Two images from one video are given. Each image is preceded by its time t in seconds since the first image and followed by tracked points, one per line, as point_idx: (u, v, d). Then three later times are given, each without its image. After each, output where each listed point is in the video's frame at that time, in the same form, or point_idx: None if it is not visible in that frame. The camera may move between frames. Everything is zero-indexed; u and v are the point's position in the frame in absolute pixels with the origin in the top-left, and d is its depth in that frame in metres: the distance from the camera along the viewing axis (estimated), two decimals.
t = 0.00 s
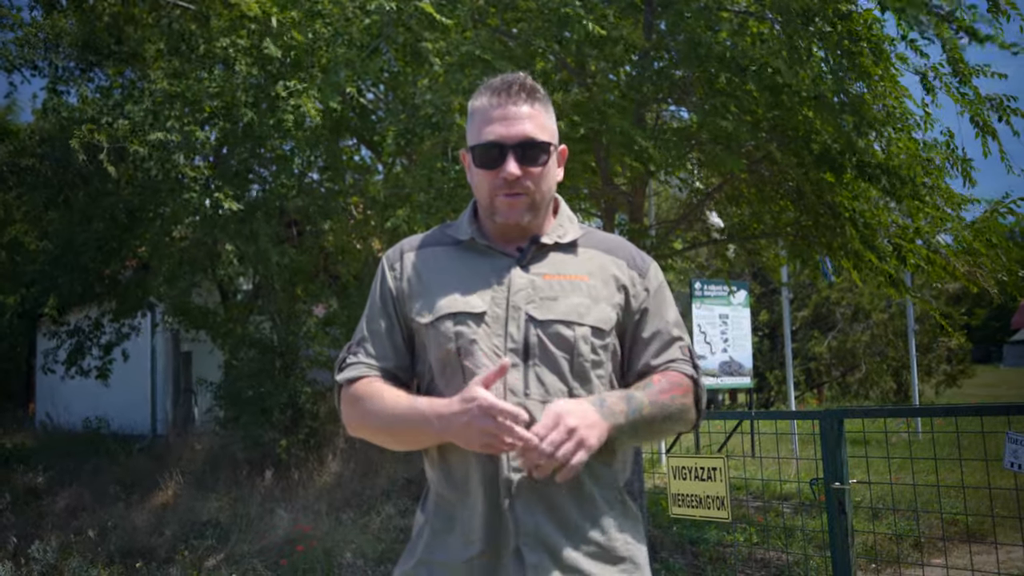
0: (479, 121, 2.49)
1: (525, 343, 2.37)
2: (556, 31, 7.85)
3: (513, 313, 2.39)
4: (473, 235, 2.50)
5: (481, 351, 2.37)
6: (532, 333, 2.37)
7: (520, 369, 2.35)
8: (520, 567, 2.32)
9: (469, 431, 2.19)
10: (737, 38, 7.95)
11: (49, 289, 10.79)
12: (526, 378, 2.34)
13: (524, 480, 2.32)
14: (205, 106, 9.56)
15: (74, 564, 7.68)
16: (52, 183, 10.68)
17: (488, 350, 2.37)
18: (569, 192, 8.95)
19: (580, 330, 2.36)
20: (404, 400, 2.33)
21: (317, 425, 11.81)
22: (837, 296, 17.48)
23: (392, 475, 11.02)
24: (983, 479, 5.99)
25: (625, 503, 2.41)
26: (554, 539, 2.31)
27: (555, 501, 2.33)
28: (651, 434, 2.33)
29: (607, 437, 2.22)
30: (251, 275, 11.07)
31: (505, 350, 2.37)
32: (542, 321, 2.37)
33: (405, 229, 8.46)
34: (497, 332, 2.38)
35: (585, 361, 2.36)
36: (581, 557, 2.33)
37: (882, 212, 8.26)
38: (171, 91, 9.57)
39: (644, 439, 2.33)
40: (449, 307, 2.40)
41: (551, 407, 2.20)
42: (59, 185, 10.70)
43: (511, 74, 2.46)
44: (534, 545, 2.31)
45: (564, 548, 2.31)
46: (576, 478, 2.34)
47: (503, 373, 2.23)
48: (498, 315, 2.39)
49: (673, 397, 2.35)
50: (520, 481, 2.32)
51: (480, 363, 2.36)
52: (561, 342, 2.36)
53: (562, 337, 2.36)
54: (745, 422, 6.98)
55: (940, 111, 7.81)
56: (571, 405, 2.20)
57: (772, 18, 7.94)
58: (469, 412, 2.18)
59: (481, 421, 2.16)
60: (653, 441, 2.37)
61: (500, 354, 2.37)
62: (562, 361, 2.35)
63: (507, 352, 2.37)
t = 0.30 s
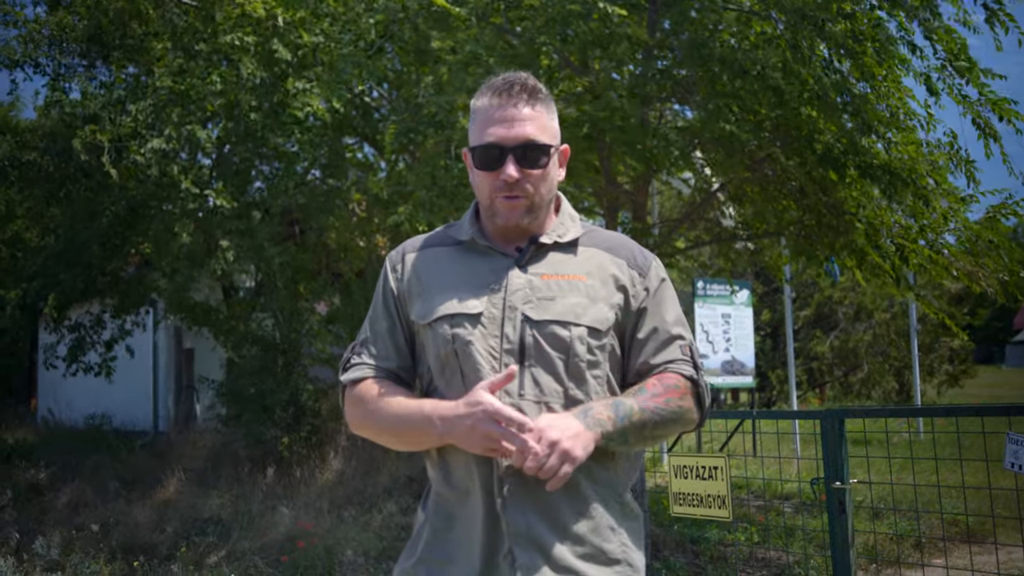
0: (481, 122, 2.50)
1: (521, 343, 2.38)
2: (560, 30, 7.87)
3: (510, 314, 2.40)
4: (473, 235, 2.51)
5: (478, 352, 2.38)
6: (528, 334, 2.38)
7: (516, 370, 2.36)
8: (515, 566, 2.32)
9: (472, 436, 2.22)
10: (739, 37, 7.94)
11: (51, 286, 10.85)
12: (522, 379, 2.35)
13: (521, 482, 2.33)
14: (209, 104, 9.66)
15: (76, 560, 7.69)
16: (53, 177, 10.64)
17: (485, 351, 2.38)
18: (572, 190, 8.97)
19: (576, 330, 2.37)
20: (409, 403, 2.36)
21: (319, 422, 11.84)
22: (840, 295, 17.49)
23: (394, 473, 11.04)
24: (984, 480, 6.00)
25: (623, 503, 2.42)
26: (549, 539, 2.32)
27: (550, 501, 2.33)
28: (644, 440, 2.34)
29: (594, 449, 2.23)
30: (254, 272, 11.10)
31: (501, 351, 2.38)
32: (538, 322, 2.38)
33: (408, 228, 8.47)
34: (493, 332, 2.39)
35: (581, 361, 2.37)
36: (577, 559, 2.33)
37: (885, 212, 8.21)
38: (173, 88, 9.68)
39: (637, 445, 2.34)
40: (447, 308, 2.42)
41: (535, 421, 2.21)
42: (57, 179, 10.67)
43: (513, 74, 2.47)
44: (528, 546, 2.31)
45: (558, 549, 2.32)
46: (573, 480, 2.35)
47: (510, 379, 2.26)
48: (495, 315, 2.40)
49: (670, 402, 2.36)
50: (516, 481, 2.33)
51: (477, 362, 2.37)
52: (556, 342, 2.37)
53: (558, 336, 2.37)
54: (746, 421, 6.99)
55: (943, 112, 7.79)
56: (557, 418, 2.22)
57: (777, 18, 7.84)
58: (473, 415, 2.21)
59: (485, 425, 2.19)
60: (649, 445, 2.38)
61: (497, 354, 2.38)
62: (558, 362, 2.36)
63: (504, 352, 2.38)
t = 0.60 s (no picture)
0: (478, 123, 2.51)
1: (514, 344, 2.39)
2: (560, 31, 7.88)
3: (503, 315, 2.41)
4: (470, 237, 2.52)
5: (471, 353, 2.39)
6: (521, 334, 2.39)
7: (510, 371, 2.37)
8: (506, 564, 2.33)
9: (464, 435, 2.23)
10: (739, 39, 7.94)
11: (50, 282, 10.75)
12: (515, 379, 2.36)
13: (513, 480, 2.34)
14: (207, 102, 9.68)
15: (71, 557, 7.67)
16: (51, 174, 10.44)
17: (479, 351, 2.39)
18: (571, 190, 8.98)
19: (569, 330, 2.38)
20: (403, 403, 2.38)
21: (316, 420, 11.76)
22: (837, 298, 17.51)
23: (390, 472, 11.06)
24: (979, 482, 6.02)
25: (615, 502, 2.43)
26: (539, 537, 2.32)
27: (541, 500, 2.34)
28: (637, 441, 2.35)
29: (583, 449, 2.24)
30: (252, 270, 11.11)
31: (495, 352, 2.39)
32: (531, 322, 2.39)
33: (407, 227, 8.49)
34: (487, 333, 2.40)
35: (574, 362, 2.38)
36: (569, 559, 2.32)
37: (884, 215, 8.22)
38: (173, 84, 9.65)
39: (629, 446, 2.34)
40: (442, 309, 2.43)
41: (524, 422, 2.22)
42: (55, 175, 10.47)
43: (509, 75, 2.47)
44: (519, 545, 2.32)
45: (549, 549, 2.32)
46: (565, 480, 2.36)
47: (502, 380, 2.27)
48: (488, 316, 2.41)
49: (664, 402, 2.37)
50: (508, 480, 2.34)
51: (471, 363, 2.38)
52: (549, 343, 2.37)
53: (550, 337, 2.38)
54: (743, 422, 7.01)
55: (942, 115, 7.81)
56: (546, 418, 2.23)
57: (778, 20, 7.85)
58: (464, 415, 2.23)
59: (475, 425, 2.20)
60: (643, 446, 2.39)
61: (490, 354, 2.39)
62: (551, 363, 2.37)
63: (497, 353, 2.39)
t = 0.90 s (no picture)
0: (468, 123, 2.52)
1: (503, 345, 2.40)
2: (550, 33, 7.93)
3: (493, 316, 2.42)
4: (459, 239, 2.54)
5: (461, 354, 2.40)
6: (511, 336, 2.40)
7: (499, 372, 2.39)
8: (495, 563, 2.34)
9: (455, 436, 2.24)
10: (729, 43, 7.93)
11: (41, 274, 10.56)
12: (504, 381, 2.37)
13: (501, 480, 2.36)
14: (195, 98, 9.48)
15: (57, 554, 7.64)
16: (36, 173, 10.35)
17: (468, 353, 2.40)
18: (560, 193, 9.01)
19: (558, 333, 2.40)
20: (393, 403, 2.39)
21: (302, 420, 11.87)
22: (825, 302, 17.58)
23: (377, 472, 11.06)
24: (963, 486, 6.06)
25: (604, 503, 2.45)
26: (528, 537, 2.34)
27: (530, 500, 2.36)
28: (625, 442, 2.36)
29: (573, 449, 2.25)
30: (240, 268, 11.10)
31: (485, 353, 2.40)
32: (521, 324, 2.40)
33: (396, 228, 8.49)
34: (477, 334, 2.41)
35: (562, 365, 2.39)
36: (558, 559, 2.34)
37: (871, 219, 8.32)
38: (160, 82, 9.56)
39: (618, 447, 2.36)
40: (431, 310, 2.44)
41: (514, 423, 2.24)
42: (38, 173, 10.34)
43: (501, 77, 2.50)
44: (507, 544, 2.33)
45: (538, 548, 2.33)
46: (554, 480, 2.37)
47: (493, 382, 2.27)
48: (479, 318, 2.42)
49: (651, 405, 2.38)
50: (497, 480, 2.36)
51: (461, 364, 2.39)
52: (538, 345, 2.39)
53: (539, 339, 2.39)
54: (730, 425, 7.07)
55: (930, 120, 7.87)
56: (537, 419, 2.24)
57: (767, 25, 7.97)
58: (455, 415, 2.23)
59: (466, 425, 2.21)
60: (630, 447, 2.41)
61: (480, 356, 2.40)
62: (540, 364, 2.39)
63: (487, 354, 2.40)
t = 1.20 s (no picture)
0: (471, 120, 2.53)
1: (504, 343, 2.41)
2: (547, 32, 7.95)
3: (494, 314, 2.43)
4: (460, 237, 2.54)
5: (462, 352, 2.41)
6: (512, 334, 2.41)
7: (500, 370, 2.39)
8: (494, 559, 2.35)
9: (457, 432, 2.25)
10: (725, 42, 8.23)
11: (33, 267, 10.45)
12: (505, 378, 2.38)
13: (501, 476, 2.37)
14: (193, 94, 9.71)
15: (51, 549, 7.63)
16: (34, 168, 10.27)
17: (470, 351, 2.41)
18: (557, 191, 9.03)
19: (558, 331, 2.41)
20: (395, 400, 2.39)
21: (298, 417, 11.74)
22: (820, 302, 17.60)
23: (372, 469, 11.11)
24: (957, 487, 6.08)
25: (602, 500, 2.47)
26: (528, 532, 2.35)
27: (529, 496, 2.37)
28: (626, 439, 2.37)
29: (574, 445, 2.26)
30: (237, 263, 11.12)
31: (486, 351, 2.41)
32: (522, 322, 2.41)
33: (393, 225, 8.50)
34: (478, 332, 2.42)
35: (563, 362, 2.40)
36: (557, 554, 2.36)
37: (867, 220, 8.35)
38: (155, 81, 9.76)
39: (618, 443, 2.37)
40: (432, 308, 2.45)
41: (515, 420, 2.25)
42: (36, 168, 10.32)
43: (505, 75, 2.51)
44: (507, 539, 2.35)
45: (538, 544, 2.35)
46: (555, 477, 2.39)
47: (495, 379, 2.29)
48: (480, 316, 2.43)
49: (650, 402, 2.39)
50: (498, 476, 2.37)
51: (462, 362, 2.40)
52: (538, 343, 2.40)
53: (540, 337, 2.40)
54: (725, 424, 7.09)
55: (927, 121, 7.88)
56: (538, 415, 2.25)
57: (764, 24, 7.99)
58: (456, 411, 2.24)
59: (468, 421, 2.22)
60: (630, 445, 2.42)
61: (481, 354, 2.41)
62: (541, 362, 2.40)
63: (487, 352, 2.41)
